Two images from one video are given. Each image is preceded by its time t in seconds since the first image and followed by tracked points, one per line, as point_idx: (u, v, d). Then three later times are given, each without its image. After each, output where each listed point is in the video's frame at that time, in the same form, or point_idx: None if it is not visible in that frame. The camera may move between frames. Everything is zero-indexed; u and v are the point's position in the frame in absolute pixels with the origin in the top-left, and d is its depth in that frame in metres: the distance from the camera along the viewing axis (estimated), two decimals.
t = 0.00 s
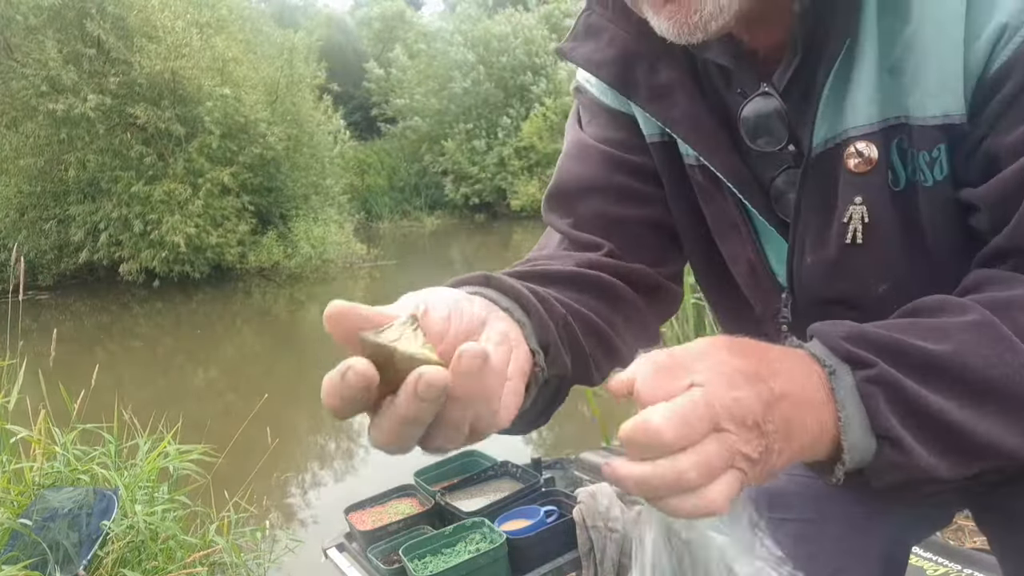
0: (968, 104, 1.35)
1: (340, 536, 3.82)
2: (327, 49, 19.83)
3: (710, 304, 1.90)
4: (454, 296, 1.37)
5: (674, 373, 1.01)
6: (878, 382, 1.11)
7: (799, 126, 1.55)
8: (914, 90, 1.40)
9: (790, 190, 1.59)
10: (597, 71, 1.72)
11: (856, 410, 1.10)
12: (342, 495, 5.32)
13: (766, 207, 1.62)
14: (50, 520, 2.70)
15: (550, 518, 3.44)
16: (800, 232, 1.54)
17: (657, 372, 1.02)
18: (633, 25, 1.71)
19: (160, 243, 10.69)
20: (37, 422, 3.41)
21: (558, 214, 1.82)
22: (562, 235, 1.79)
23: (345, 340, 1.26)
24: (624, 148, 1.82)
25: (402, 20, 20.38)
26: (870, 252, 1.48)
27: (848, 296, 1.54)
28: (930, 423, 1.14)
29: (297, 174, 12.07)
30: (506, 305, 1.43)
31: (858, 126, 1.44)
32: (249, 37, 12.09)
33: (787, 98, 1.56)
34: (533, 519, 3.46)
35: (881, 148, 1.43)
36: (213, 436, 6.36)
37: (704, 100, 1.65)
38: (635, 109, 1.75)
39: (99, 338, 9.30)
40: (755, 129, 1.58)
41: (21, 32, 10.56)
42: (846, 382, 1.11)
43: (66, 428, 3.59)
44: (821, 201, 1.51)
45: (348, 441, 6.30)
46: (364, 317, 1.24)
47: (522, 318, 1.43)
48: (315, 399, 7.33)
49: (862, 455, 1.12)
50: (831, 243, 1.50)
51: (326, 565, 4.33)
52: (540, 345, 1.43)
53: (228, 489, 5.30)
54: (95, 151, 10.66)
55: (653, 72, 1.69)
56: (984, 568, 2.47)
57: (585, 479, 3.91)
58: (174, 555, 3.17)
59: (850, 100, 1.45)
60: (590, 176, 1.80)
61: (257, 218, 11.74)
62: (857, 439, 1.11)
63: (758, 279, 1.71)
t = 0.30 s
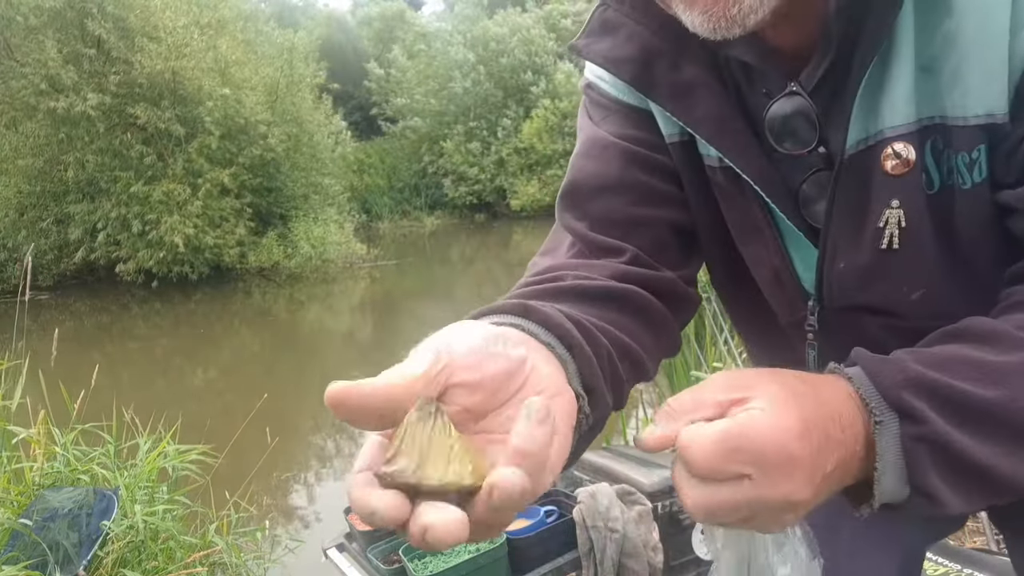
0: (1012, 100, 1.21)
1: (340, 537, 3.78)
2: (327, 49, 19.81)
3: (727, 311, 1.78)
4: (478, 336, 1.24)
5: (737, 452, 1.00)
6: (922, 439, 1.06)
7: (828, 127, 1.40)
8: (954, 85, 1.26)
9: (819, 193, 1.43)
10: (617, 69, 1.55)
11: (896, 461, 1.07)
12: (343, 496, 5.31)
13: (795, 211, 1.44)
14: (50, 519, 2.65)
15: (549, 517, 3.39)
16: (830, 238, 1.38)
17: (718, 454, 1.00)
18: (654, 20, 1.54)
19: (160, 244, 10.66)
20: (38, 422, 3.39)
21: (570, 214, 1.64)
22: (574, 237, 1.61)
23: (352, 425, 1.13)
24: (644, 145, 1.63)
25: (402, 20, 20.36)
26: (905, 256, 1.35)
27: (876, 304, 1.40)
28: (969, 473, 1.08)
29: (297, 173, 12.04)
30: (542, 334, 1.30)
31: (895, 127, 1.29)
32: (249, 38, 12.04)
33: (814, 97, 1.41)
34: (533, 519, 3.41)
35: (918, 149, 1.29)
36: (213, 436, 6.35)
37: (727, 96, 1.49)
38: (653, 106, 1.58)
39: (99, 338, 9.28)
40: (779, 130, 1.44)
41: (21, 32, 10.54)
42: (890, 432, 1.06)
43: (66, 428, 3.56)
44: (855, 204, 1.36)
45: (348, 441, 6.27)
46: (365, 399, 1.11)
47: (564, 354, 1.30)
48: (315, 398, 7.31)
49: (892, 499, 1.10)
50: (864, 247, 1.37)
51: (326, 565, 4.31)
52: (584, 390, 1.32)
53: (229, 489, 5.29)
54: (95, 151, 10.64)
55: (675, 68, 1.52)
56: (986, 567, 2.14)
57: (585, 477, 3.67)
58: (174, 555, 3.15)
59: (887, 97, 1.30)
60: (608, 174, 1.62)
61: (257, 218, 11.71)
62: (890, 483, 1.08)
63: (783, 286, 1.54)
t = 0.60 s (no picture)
0: None
1: (340, 537, 3.75)
2: (327, 49, 19.78)
3: (738, 310, 1.76)
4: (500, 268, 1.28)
5: (767, 471, 1.01)
6: (935, 440, 1.06)
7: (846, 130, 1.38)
8: (977, 87, 1.24)
9: (837, 196, 1.41)
10: (626, 68, 1.50)
11: (909, 459, 1.07)
12: (342, 495, 5.27)
13: (812, 214, 1.42)
14: (50, 519, 2.62)
15: (550, 518, 3.38)
16: (850, 240, 1.37)
17: (750, 477, 1.01)
18: (666, 18, 1.50)
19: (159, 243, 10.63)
20: (38, 422, 3.37)
21: (585, 221, 1.59)
22: (592, 244, 1.55)
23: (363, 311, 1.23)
24: (657, 148, 1.59)
25: (402, 20, 20.31)
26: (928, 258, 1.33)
27: (894, 308, 1.39)
28: (983, 473, 1.07)
29: (297, 173, 12.01)
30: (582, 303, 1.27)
31: (917, 127, 1.28)
32: (251, 38, 11.96)
33: (832, 97, 1.39)
34: (533, 519, 3.40)
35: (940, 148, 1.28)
36: (213, 436, 6.32)
37: (744, 98, 1.45)
38: (666, 108, 1.54)
39: (99, 339, 9.26)
40: (793, 131, 1.41)
41: (22, 32, 10.51)
42: (903, 433, 1.06)
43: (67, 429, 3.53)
44: (876, 206, 1.34)
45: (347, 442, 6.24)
46: (379, 280, 1.20)
47: (603, 316, 1.27)
48: (315, 398, 7.28)
49: (905, 492, 1.09)
50: (886, 248, 1.35)
51: (326, 565, 4.29)
52: (627, 350, 1.26)
53: (229, 489, 5.27)
54: (95, 151, 10.62)
55: (689, 70, 1.48)
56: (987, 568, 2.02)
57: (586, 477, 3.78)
58: (174, 555, 3.13)
59: (908, 98, 1.29)
60: (624, 180, 1.56)
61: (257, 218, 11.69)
62: (904, 481, 1.08)
63: (798, 291, 1.52)
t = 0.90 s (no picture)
0: None
1: (339, 538, 3.75)
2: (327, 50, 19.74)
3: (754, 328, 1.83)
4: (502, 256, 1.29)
5: (753, 462, 1.23)
6: (926, 439, 1.17)
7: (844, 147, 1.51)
8: (971, 106, 1.32)
9: (843, 211, 1.49)
10: (630, 93, 1.58)
11: (900, 454, 1.20)
12: (343, 494, 5.29)
13: (818, 233, 1.50)
14: (50, 519, 2.63)
15: (550, 518, 3.39)
16: (857, 257, 1.43)
17: (740, 466, 1.24)
18: (668, 41, 1.60)
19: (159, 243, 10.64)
20: (38, 422, 3.37)
21: (602, 245, 1.62)
22: (609, 264, 1.57)
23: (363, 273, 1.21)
24: (667, 169, 1.64)
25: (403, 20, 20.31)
26: (934, 270, 1.39)
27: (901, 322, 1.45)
28: (974, 471, 1.17)
29: (297, 173, 12.03)
30: (599, 300, 1.26)
31: (918, 143, 1.35)
32: (251, 38, 11.95)
33: (832, 115, 1.50)
34: (532, 520, 3.41)
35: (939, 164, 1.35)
36: (213, 436, 6.32)
37: (749, 120, 1.55)
38: (671, 132, 1.62)
39: (98, 339, 9.26)
40: (796, 147, 1.51)
41: (22, 32, 10.50)
42: (895, 428, 1.19)
43: (67, 429, 3.53)
44: (881, 223, 1.40)
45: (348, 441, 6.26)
46: (378, 240, 1.17)
47: (618, 312, 1.25)
48: (315, 398, 7.28)
49: (898, 483, 1.22)
50: (894, 263, 1.41)
51: (326, 565, 4.30)
52: (644, 347, 1.24)
53: (229, 489, 5.27)
54: (95, 151, 10.61)
55: (691, 92, 1.56)
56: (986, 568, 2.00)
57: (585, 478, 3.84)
58: (174, 555, 3.14)
59: (908, 115, 1.36)
60: (637, 201, 1.60)
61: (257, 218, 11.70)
62: (895, 474, 1.21)
63: (807, 306, 1.59)
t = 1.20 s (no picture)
0: None
1: (339, 538, 3.74)
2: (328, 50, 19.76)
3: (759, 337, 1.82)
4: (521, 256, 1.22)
5: (764, 477, 1.17)
6: (936, 452, 1.16)
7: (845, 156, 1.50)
8: (971, 116, 1.31)
9: (845, 221, 1.50)
10: (630, 105, 1.60)
11: (910, 467, 1.18)
12: (344, 494, 5.29)
13: (819, 243, 1.51)
14: (50, 519, 2.62)
15: (550, 518, 3.38)
16: (860, 267, 1.44)
17: (750, 481, 1.17)
18: (668, 54, 1.62)
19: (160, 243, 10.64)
20: (38, 422, 3.35)
21: (602, 255, 1.62)
22: (610, 273, 1.58)
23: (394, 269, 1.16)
24: (669, 178, 1.64)
25: (403, 21, 20.32)
26: (937, 282, 1.39)
27: (906, 330, 1.46)
28: (984, 481, 1.16)
29: (297, 172, 12.05)
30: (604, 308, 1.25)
31: (918, 153, 1.34)
32: (250, 38, 11.98)
33: (832, 127, 1.51)
34: (532, 520, 3.40)
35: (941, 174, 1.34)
36: (213, 436, 6.31)
37: (748, 133, 1.56)
38: (672, 145, 1.63)
39: (99, 339, 9.25)
40: (797, 157, 1.52)
41: (22, 32, 10.49)
42: (904, 441, 1.18)
43: (66, 429, 3.52)
44: (883, 234, 1.40)
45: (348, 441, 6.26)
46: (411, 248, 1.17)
47: (624, 322, 1.24)
48: (315, 398, 7.28)
49: (907, 496, 1.21)
50: (895, 274, 1.41)
51: (326, 565, 4.29)
52: (646, 358, 1.24)
53: (229, 489, 5.26)
54: (94, 151, 10.59)
55: (691, 104, 1.59)
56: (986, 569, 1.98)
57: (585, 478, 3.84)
58: (173, 555, 3.13)
59: (907, 126, 1.35)
60: (639, 210, 1.60)
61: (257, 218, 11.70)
62: (906, 486, 1.20)
63: (811, 316, 1.59)
